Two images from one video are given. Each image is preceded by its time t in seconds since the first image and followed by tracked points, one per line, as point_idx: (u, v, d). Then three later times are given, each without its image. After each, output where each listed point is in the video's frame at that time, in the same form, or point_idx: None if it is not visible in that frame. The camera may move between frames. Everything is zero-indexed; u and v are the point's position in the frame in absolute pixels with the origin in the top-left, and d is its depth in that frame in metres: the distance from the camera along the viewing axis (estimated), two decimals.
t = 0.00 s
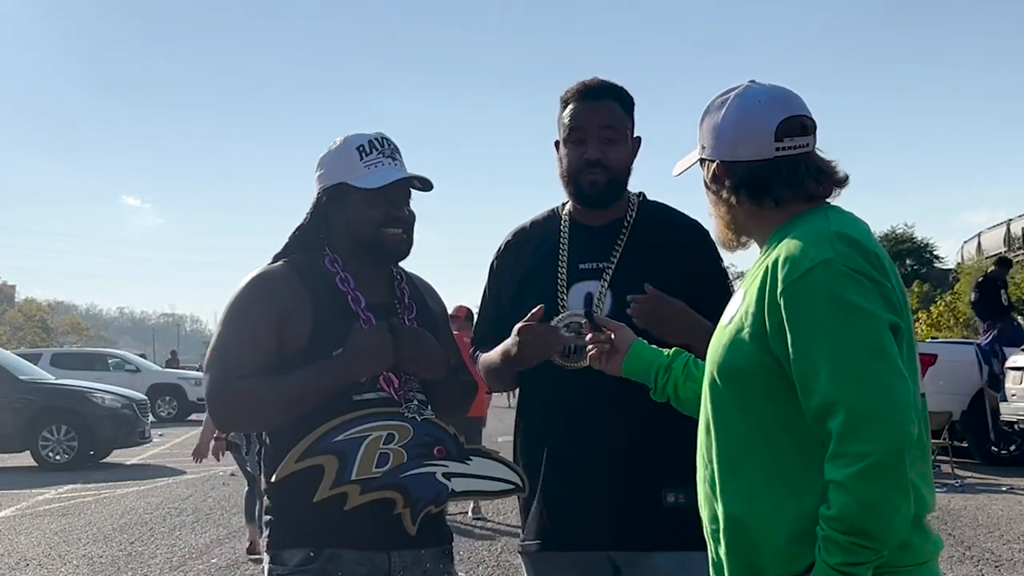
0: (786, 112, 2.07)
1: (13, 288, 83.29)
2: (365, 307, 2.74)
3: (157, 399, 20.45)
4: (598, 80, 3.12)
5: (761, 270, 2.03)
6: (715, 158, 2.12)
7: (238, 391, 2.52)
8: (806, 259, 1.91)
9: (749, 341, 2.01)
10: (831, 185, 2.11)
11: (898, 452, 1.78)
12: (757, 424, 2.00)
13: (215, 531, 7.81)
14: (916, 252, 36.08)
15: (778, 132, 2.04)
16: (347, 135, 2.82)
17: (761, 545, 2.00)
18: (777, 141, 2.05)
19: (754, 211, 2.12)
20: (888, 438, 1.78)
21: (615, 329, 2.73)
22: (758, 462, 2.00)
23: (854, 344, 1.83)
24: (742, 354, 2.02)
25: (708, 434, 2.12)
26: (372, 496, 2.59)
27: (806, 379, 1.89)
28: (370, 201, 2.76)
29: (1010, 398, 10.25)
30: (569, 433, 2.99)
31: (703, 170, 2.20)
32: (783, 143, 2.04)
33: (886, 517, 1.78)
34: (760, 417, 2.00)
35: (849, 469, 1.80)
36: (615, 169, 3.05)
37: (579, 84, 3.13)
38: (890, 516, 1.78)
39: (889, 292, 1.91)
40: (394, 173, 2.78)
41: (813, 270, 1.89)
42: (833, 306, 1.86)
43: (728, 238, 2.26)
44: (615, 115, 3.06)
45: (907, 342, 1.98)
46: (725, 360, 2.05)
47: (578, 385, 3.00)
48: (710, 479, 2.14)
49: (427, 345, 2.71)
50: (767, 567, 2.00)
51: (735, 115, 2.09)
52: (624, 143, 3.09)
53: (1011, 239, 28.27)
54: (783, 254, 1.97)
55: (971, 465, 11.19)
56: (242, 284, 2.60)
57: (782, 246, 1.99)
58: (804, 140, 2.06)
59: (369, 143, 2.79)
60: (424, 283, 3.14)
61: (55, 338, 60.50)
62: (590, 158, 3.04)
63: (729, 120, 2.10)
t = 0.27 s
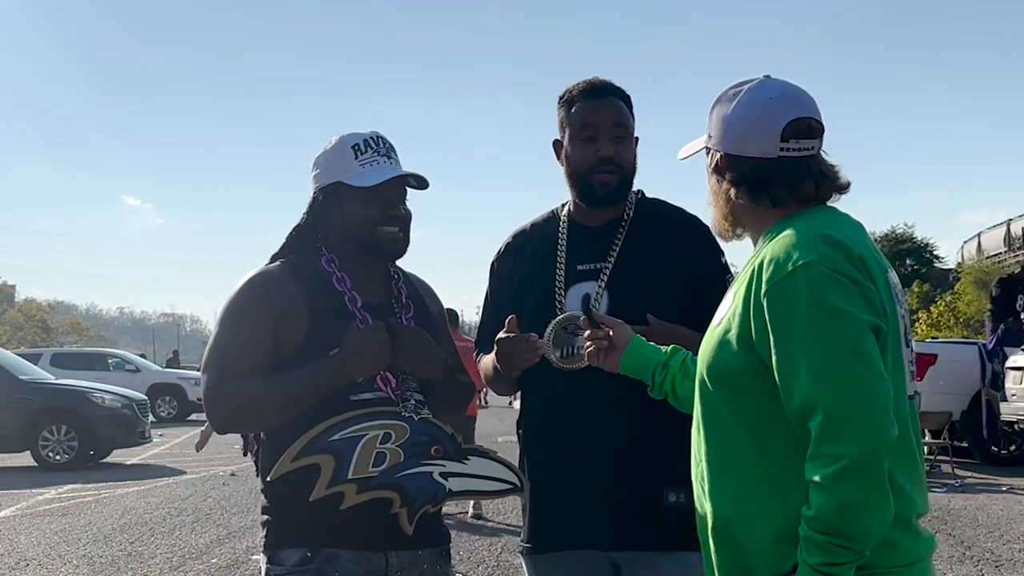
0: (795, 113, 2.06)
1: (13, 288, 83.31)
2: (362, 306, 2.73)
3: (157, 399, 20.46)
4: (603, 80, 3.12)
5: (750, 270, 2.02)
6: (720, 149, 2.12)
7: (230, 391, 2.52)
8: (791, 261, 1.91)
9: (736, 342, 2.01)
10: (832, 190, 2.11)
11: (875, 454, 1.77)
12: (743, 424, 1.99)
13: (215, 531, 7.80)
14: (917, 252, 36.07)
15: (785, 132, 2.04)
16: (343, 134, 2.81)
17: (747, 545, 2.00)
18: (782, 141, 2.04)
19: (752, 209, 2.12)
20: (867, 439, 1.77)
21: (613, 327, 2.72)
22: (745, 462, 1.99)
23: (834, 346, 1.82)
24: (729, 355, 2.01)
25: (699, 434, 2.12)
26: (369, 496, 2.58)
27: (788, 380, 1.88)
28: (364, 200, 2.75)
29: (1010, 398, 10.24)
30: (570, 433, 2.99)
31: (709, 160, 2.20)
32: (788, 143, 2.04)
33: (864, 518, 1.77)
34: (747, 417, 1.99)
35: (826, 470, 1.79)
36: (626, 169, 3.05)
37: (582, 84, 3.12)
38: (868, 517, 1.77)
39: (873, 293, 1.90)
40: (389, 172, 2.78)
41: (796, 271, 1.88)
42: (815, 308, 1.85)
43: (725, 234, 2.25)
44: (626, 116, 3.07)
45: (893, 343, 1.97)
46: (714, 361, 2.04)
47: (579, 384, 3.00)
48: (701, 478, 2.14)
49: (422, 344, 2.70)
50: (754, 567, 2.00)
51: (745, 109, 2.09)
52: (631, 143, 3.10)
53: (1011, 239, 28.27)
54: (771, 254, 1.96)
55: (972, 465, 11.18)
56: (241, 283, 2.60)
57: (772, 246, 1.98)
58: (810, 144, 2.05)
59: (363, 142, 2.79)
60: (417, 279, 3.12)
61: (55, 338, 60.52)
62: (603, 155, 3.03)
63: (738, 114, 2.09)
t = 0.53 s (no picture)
0: (791, 111, 2.06)
1: (13, 288, 83.34)
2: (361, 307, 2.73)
3: (157, 399, 20.47)
4: (609, 79, 3.10)
5: (750, 270, 2.02)
6: (717, 153, 2.12)
7: (227, 390, 2.52)
8: (792, 261, 1.91)
9: (735, 341, 2.01)
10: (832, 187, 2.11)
11: (869, 455, 1.77)
12: (739, 423, 1.99)
13: (214, 531, 7.80)
14: (917, 252, 36.08)
15: (782, 130, 2.04)
16: (343, 134, 2.81)
17: (739, 543, 2.00)
18: (780, 138, 2.04)
19: (753, 209, 2.11)
20: (862, 440, 1.78)
21: (613, 320, 2.69)
22: (739, 461, 1.99)
23: (832, 346, 1.82)
24: (728, 354, 2.01)
25: (695, 432, 2.12)
26: (366, 495, 2.59)
27: (785, 380, 1.88)
28: (365, 200, 2.75)
29: (1010, 398, 10.24)
30: (570, 434, 2.99)
31: (707, 164, 2.20)
32: (786, 140, 2.04)
33: (855, 519, 1.77)
34: (743, 416, 1.99)
35: (819, 470, 1.80)
36: (622, 170, 3.05)
37: (589, 82, 3.11)
38: (860, 517, 1.77)
39: (873, 295, 1.90)
40: (390, 173, 2.78)
41: (797, 271, 1.89)
42: (815, 309, 1.85)
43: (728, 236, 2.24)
44: (627, 118, 3.06)
45: (892, 345, 1.97)
46: (712, 359, 2.04)
47: (579, 385, 3.00)
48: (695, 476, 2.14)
49: (421, 345, 2.70)
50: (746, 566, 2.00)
51: (740, 111, 2.09)
52: (632, 145, 3.09)
53: (1011, 239, 28.27)
54: (772, 254, 1.96)
55: (971, 465, 11.19)
56: (239, 282, 2.60)
57: (772, 246, 1.99)
58: (806, 140, 2.06)
59: (364, 142, 2.78)
60: (419, 281, 3.13)
61: (55, 337, 60.53)
62: (599, 156, 3.03)
63: (735, 116, 2.09)
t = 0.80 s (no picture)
0: (792, 109, 2.05)
1: (13, 288, 83.40)
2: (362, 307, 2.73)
3: (157, 399, 20.49)
4: (603, 80, 3.11)
5: (755, 270, 2.02)
6: (720, 151, 2.12)
7: (229, 390, 2.51)
8: (798, 260, 1.91)
9: (739, 341, 2.00)
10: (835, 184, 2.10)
11: (878, 455, 1.77)
12: (743, 423, 1.99)
13: (215, 531, 7.80)
14: (917, 252, 36.08)
15: (784, 127, 2.03)
16: (345, 133, 2.80)
17: (742, 543, 2.00)
18: (782, 136, 2.04)
19: (757, 208, 2.11)
20: (870, 441, 1.77)
21: (608, 319, 2.69)
22: (744, 461, 1.99)
23: (839, 347, 1.82)
24: (732, 354, 2.01)
25: (698, 431, 2.11)
26: (369, 497, 2.58)
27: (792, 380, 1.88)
28: (366, 200, 2.75)
29: (1010, 398, 10.24)
30: (571, 435, 2.99)
31: (709, 163, 2.19)
32: (788, 138, 2.03)
33: (864, 520, 1.77)
34: (747, 416, 1.99)
35: (828, 471, 1.79)
36: (628, 170, 3.05)
37: (583, 83, 3.12)
38: (869, 518, 1.77)
39: (879, 295, 1.90)
40: (392, 173, 2.77)
41: (803, 271, 1.89)
42: (822, 309, 1.85)
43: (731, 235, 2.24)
44: (626, 116, 3.06)
45: (896, 346, 1.97)
46: (716, 359, 2.04)
47: (580, 385, 2.99)
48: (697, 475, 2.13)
49: (423, 344, 2.70)
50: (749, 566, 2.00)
51: (743, 108, 2.08)
52: (633, 143, 3.09)
53: (1011, 239, 28.26)
54: (777, 254, 1.96)
55: (971, 465, 11.19)
56: (240, 282, 2.60)
57: (777, 245, 1.99)
58: (809, 137, 2.06)
59: (367, 142, 2.78)
60: (417, 280, 3.12)
61: (55, 337, 60.55)
62: (606, 159, 3.02)
63: (737, 115, 2.09)
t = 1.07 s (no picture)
0: (795, 108, 2.06)
1: (13, 288, 83.44)
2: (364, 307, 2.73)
3: (157, 399, 20.51)
4: (608, 79, 3.11)
5: (759, 270, 2.02)
6: (722, 151, 2.12)
7: (232, 392, 2.52)
8: (803, 260, 1.91)
9: (743, 341, 2.01)
10: (837, 183, 2.11)
11: (885, 456, 1.78)
12: (747, 423, 1.99)
13: (215, 531, 7.81)
14: (917, 252, 36.09)
15: (787, 127, 2.04)
16: (347, 133, 2.81)
17: (747, 543, 2.00)
18: (785, 136, 2.04)
19: (758, 207, 2.11)
20: (877, 441, 1.78)
21: (607, 319, 2.70)
22: (747, 460, 1.99)
23: (846, 347, 1.83)
24: (736, 354, 2.01)
25: (700, 431, 2.11)
26: (369, 497, 2.58)
27: (797, 379, 1.88)
28: (368, 200, 2.75)
29: (1010, 398, 10.24)
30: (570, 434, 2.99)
31: (710, 163, 2.20)
32: (791, 138, 2.04)
33: (871, 520, 1.77)
34: (750, 416, 1.99)
35: (835, 471, 1.80)
36: (628, 171, 3.05)
37: (589, 80, 3.12)
38: (876, 518, 1.78)
39: (884, 295, 1.91)
40: (394, 173, 2.78)
41: (809, 271, 1.89)
42: (828, 309, 1.85)
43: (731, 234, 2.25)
44: (629, 117, 3.06)
45: (900, 345, 1.98)
46: (720, 358, 2.04)
47: (580, 386, 2.99)
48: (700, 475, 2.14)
49: (426, 345, 2.70)
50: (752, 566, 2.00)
51: (744, 108, 2.09)
52: (635, 144, 3.09)
53: (1011, 239, 28.27)
54: (782, 254, 1.96)
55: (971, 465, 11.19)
56: (242, 283, 2.60)
57: (781, 245, 1.99)
58: (811, 137, 2.06)
59: (368, 142, 2.78)
60: (420, 280, 3.13)
61: (55, 338, 60.56)
62: (607, 159, 3.03)
63: (740, 114, 2.09)
